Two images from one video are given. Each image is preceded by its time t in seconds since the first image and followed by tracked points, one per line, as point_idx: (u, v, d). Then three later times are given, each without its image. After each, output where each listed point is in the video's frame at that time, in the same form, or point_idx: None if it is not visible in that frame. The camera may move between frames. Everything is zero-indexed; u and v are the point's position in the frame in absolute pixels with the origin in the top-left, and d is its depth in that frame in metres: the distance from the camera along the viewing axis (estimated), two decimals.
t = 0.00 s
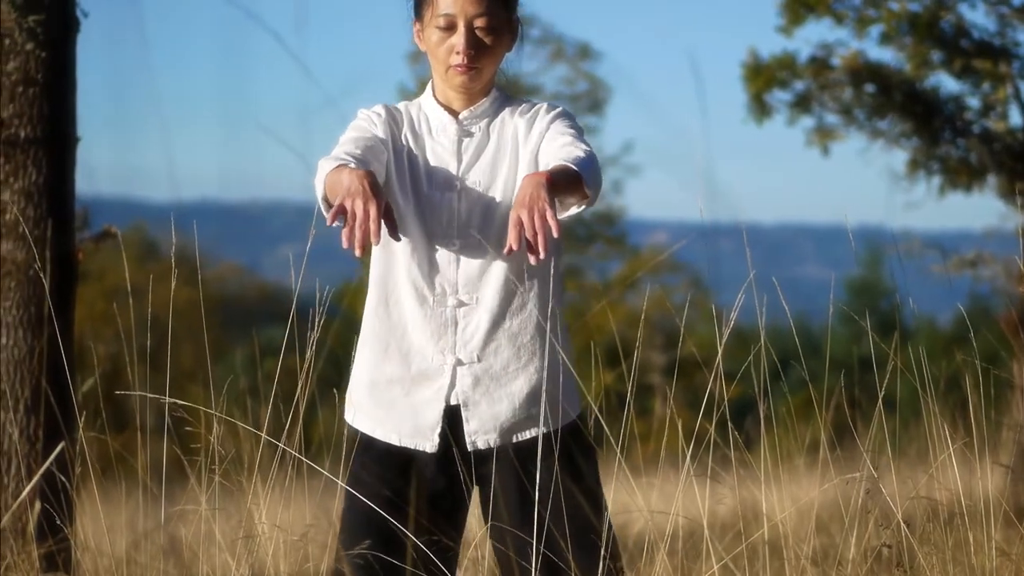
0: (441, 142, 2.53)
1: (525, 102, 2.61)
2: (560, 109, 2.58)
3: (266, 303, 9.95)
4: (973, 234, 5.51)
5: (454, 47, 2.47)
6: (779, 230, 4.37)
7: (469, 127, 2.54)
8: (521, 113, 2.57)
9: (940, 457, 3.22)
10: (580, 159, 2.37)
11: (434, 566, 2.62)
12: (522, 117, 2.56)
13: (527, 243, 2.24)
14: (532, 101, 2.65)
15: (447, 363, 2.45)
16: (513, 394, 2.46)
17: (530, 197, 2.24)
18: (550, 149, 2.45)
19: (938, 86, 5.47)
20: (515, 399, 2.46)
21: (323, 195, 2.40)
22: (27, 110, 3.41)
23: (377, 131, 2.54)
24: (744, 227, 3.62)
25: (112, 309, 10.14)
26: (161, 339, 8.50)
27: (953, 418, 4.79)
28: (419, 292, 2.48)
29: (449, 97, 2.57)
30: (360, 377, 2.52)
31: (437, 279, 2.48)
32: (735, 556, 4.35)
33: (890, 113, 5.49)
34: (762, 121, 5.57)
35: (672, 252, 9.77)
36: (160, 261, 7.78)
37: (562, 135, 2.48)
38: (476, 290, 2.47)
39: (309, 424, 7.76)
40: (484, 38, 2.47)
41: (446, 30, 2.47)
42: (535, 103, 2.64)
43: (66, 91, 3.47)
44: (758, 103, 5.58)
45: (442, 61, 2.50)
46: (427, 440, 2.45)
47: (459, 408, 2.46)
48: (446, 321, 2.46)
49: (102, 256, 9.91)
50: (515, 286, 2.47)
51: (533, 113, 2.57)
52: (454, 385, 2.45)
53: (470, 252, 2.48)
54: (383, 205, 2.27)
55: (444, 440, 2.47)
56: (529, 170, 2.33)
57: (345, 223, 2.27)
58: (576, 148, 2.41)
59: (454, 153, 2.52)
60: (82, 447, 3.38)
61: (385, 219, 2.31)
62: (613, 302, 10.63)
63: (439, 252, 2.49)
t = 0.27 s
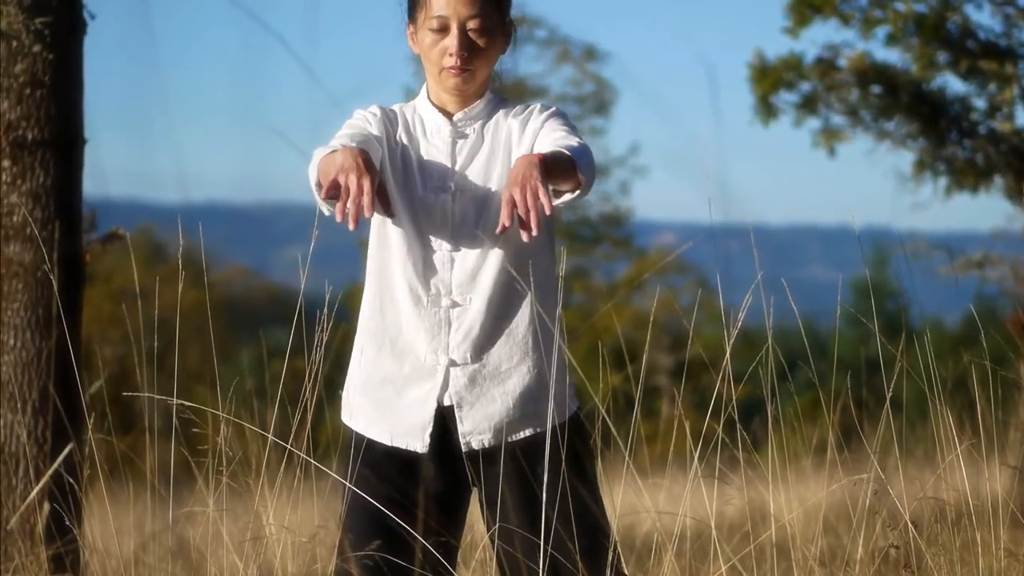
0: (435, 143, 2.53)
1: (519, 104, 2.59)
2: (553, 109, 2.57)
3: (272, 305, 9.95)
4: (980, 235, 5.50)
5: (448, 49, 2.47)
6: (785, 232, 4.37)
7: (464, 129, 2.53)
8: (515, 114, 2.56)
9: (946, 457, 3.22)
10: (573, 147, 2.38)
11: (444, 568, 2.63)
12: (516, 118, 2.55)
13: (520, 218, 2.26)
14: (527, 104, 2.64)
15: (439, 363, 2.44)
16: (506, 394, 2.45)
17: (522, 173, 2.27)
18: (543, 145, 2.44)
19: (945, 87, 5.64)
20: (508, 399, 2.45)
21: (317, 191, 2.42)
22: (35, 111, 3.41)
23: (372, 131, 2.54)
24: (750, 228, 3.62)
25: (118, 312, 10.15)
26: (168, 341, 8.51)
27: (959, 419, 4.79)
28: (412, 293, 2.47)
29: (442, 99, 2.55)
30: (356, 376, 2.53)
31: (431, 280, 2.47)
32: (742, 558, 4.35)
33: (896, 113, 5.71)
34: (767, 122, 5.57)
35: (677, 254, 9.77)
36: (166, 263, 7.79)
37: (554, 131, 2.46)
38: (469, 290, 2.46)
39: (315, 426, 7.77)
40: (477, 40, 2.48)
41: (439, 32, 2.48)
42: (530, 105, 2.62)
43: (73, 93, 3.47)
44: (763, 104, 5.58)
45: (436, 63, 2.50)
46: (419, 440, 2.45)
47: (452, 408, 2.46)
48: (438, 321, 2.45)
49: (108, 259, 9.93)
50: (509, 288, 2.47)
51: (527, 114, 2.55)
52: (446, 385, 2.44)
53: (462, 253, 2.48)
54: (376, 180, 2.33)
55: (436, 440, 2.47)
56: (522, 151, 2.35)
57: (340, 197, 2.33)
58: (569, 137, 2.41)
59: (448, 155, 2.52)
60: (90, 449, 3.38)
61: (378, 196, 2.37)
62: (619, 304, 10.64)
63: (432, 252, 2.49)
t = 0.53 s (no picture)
0: (430, 149, 2.48)
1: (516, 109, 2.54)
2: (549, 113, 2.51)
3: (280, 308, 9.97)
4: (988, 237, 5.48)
5: (443, 56, 2.43)
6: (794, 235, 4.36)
7: (459, 135, 2.48)
8: (512, 119, 2.50)
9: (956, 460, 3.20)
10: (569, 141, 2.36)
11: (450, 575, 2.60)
12: (512, 123, 2.49)
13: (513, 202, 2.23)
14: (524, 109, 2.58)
15: (433, 368, 2.40)
16: (500, 398, 2.40)
17: (516, 158, 2.24)
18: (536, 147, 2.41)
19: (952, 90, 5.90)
20: (502, 404, 2.41)
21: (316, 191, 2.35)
22: (43, 116, 3.42)
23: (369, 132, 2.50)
24: (760, 231, 3.60)
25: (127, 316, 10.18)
26: (176, 345, 8.53)
27: (969, 421, 4.77)
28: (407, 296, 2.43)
29: (437, 103, 2.51)
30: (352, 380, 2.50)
31: (425, 284, 2.43)
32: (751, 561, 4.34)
33: (904, 116, 5.97)
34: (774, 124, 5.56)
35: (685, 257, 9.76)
36: (174, 267, 7.81)
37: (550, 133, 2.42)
38: (463, 293, 2.41)
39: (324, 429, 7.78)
40: (472, 46, 2.43)
41: (433, 38, 2.45)
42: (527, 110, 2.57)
43: (81, 98, 3.48)
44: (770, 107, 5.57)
45: (431, 69, 2.45)
46: (412, 445, 2.40)
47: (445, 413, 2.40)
48: (432, 325, 2.41)
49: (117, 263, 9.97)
50: (502, 293, 2.43)
51: (523, 119, 2.50)
52: (439, 389, 2.39)
53: (455, 256, 2.43)
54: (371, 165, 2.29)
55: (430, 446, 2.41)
56: (517, 141, 2.34)
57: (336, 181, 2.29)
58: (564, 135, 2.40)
59: (442, 161, 2.47)
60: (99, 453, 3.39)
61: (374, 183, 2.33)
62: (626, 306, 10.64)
63: (426, 255, 2.45)
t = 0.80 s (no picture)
0: (423, 160, 2.46)
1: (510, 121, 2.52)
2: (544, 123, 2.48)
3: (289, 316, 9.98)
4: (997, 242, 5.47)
5: (436, 66, 2.41)
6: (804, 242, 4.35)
7: (453, 145, 2.46)
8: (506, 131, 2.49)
9: (965, 465, 3.19)
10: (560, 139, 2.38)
11: None
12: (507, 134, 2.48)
13: (505, 190, 2.24)
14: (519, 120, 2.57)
15: (426, 377, 2.37)
16: (493, 408, 2.38)
17: (508, 146, 2.25)
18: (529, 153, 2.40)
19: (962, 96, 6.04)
20: (495, 413, 2.38)
21: (308, 191, 2.35)
22: (51, 124, 3.43)
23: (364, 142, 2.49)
24: (767, 237, 3.60)
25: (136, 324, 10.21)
26: (186, 352, 8.55)
27: (979, 427, 4.76)
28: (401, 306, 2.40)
29: (432, 113, 2.49)
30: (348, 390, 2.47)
31: (418, 294, 2.40)
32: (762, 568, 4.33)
33: (914, 122, 6.11)
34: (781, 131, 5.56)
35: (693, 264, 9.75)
36: (183, 275, 7.83)
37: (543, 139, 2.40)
38: (456, 303, 2.38)
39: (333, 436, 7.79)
40: (465, 57, 2.41)
41: (427, 49, 2.43)
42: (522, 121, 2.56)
43: (90, 106, 3.49)
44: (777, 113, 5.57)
45: (424, 80, 2.43)
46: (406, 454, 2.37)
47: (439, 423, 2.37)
48: (425, 334, 2.38)
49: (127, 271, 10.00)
50: (495, 303, 2.40)
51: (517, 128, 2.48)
52: (433, 399, 2.36)
53: (447, 266, 2.40)
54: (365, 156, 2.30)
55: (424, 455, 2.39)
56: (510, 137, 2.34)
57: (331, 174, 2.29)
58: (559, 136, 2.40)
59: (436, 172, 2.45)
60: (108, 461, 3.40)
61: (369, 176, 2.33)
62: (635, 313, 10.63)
63: (420, 265, 2.42)
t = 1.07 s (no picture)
0: (418, 175, 2.39)
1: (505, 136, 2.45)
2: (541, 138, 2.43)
3: (299, 326, 10.00)
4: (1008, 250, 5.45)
5: (431, 82, 2.33)
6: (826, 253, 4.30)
7: (448, 160, 2.39)
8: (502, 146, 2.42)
9: (977, 474, 3.18)
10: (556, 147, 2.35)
11: None
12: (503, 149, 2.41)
13: (500, 188, 2.20)
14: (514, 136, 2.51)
15: (422, 392, 2.31)
16: (488, 422, 2.32)
17: (504, 145, 2.22)
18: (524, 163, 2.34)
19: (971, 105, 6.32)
20: (491, 427, 2.32)
21: (302, 197, 2.31)
22: (62, 134, 3.45)
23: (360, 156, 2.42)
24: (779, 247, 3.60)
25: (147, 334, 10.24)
26: (197, 361, 8.58)
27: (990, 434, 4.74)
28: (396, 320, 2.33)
29: (426, 129, 2.42)
30: (342, 404, 2.41)
31: (411, 308, 2.33)
32: None
33: (924, 131, 6.33)
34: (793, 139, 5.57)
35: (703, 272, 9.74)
36: (194, 285, 7.85)
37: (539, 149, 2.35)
38: (451, 318, 2.31)
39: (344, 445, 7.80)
40: (461, 73, 2.34)
41: (423, 65, 2.35)
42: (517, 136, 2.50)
43: (100, 117, 3.51)
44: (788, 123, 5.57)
45: (419, 96, 2.36)
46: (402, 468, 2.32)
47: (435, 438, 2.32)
48: (420, 350, 2.31)
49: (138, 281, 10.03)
50: (489, 315, 2.34)
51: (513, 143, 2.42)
52: (429, 414, 2.31)
53: (442, 279, 2.33)
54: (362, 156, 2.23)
55: (420, 470, 2.33)
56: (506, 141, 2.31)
57: (327, 174, 2.23)
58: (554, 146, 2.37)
59: (430, 187, 2.38)
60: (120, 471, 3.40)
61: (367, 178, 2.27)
62: (645, 321, 10.63)
63: (413, 277, 2.35)
